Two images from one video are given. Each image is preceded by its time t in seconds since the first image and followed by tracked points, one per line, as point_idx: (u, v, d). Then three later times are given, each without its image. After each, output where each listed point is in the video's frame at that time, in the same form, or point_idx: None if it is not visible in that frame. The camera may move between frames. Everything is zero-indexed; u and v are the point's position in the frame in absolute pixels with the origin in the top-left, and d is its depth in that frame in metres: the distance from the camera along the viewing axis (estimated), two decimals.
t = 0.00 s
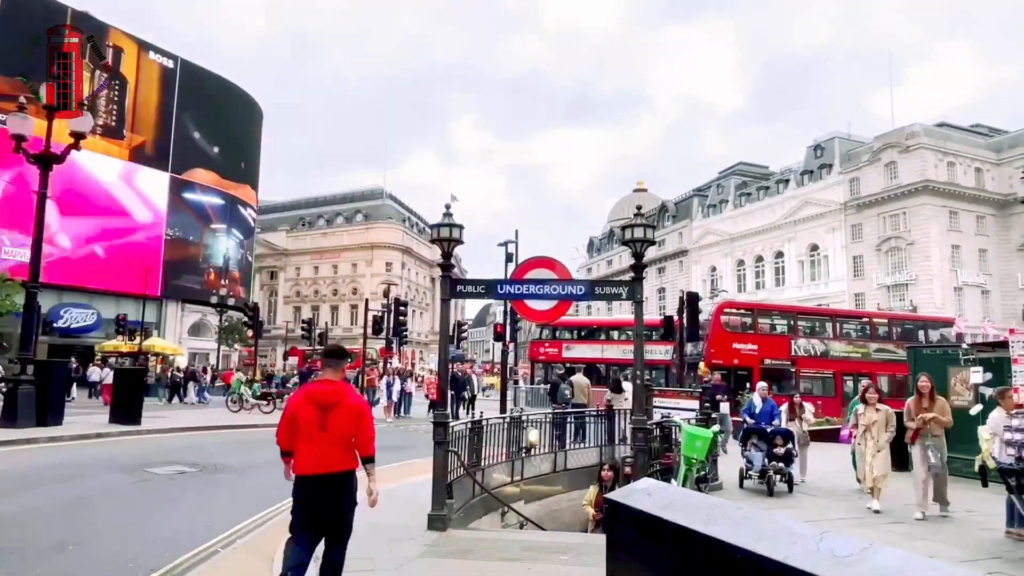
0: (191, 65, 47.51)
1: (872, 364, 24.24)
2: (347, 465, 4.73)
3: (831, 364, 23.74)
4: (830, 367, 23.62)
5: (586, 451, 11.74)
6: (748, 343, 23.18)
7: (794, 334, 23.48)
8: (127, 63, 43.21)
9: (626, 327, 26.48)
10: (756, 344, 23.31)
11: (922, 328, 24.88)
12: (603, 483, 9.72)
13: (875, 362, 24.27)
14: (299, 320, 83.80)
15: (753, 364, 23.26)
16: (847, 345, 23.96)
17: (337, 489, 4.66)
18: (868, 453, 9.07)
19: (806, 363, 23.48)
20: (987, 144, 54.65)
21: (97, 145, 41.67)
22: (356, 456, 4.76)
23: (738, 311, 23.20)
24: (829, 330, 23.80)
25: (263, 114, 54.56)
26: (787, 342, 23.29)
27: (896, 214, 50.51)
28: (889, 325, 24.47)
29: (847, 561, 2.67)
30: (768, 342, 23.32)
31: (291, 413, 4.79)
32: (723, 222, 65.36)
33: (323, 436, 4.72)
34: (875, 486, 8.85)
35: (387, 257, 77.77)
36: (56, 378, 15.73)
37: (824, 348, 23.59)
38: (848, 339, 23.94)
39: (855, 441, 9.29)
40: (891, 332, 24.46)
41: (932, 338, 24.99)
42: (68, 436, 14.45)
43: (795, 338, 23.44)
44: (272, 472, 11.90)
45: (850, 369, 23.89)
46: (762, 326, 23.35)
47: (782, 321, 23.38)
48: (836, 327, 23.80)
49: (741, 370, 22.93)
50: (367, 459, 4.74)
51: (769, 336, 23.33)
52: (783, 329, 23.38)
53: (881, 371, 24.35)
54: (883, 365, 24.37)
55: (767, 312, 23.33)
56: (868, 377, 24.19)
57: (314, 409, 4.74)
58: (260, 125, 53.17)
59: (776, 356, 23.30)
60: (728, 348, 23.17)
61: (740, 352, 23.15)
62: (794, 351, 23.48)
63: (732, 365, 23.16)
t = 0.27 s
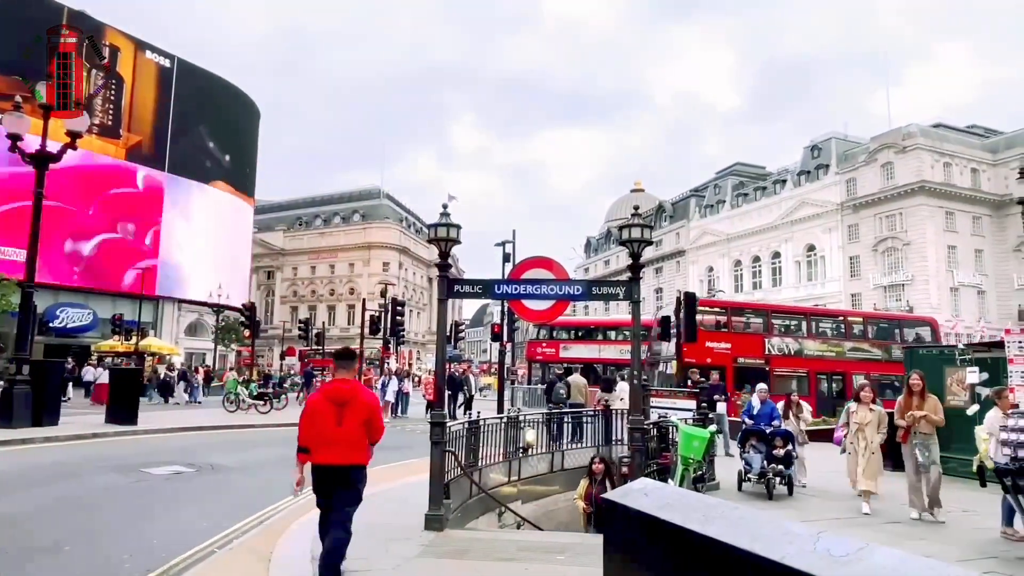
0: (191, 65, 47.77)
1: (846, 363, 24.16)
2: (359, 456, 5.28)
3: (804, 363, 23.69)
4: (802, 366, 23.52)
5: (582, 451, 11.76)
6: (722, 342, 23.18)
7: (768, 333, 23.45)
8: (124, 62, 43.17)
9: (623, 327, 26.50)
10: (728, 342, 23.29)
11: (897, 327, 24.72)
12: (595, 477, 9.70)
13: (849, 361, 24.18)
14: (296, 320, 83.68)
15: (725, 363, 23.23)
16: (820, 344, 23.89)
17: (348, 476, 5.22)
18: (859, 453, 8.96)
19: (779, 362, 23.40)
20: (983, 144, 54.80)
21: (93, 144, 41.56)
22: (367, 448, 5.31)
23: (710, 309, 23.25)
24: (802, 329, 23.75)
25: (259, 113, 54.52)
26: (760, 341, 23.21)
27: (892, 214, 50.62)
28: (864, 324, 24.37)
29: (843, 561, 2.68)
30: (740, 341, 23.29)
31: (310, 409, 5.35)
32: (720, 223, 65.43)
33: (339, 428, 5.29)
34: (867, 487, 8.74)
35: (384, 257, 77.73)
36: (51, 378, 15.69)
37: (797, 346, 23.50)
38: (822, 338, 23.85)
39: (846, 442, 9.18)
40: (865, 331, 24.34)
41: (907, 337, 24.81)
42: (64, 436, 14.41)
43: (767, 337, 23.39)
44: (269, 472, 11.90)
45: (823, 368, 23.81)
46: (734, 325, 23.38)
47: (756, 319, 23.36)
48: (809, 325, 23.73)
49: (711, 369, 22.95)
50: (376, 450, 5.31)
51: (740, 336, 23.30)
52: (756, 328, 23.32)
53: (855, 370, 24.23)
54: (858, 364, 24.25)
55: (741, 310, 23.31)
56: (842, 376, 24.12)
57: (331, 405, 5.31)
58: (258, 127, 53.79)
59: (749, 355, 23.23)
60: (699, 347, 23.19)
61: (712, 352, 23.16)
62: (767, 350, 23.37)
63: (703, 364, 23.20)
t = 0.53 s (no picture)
0: (190, 66, 47.94)
1: (821, 362, 24.01)
2: (367, 447, 5.74)
3: (780, 362, 23.49)
4: (777, 365, 23.32)
5: (578, 451, 11.81)
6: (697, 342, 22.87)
7: (744, 331, 23.21)
8: (120, 61, 43.13)
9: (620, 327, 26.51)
10: (701, 342, 23.08)
11: (871, 326, 24.82)
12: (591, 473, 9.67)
13: (824, 360, 24.06)
14: (293, 320, 83.58)
15: (699, 362, 23.03)
16: (796, 343, 23.69)
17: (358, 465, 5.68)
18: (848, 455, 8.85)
19: (755, 361, 23.12)
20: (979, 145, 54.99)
21: (89, 144, 41.43)
22: (373, 440, 5.76)
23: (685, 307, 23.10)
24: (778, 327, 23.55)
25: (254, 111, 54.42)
26: (734, 340, 22.99)
27: (889, 215, 50.77)
28: (839, 323, 24.28)
29: (839, 561, 2.68)
30: (715, 341, 23.07)
31: (320, 406, 5.82)
32: (716, 223, 65.52)
33: (348, 422, 5.76)
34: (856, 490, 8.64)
35: (382, 257, 77.67)
36: (46, 379, 15.65)
37: (771, 345, 23.32)
38: (796, 336, 23.69)
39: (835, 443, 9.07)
40: (840, 330, 24.29)
41: (880, 336, 24.97)
42: (59, 437, 14.37)
43: (744, 335, 23.16)
44: (266, 472, 11.89)
45: (798, 368, 23.66)
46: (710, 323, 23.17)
47: (732, 318, 23.15)
48: (784, 323, 23.55)
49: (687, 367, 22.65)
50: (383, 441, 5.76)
51: (716, 334, 23.10)
52: (730, 326, 23.16)
53: (829, 370, 24.14)
54: (832, 364, 24.20)
55: (716, 309, 23.17)
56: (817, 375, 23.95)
57: (339, 400, 5.79)
58: (257, 129, 54.07)
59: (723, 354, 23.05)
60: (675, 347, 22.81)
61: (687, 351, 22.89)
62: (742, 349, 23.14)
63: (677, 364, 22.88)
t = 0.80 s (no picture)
0: (172, 63, 47.63)
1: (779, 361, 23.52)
2: (363, 442, 6.32)
3: (735, 361, 23.26)
4: (735, 364, 23.17)
5: (563, 451, 11.82)
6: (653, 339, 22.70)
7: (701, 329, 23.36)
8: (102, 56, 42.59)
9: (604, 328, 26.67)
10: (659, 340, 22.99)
11: (832, 325, 23.94)
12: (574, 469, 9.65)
13: (784, 360, 23.52)
14: (277, 320, 82.98)
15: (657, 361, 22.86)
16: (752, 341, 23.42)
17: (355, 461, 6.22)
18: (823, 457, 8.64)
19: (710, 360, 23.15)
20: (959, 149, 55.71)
21: (70, 141, 40.85)
22: (369, 438, 6.32)
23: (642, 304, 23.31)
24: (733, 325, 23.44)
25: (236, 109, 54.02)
26: (695, 339, 23.14)
27: (870, 217, 50.85)
28: (798, 321, 23.67)
29: (822, 559, 2.71)
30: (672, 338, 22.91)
31: (320, 405, 6.34)
32: (701, 224, 65.92)
33: (345, 420, 6.30)
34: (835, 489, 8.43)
35: (367, 257, 77.25)
36: (25, 379, 15.41)
37: (731, 344, 23.22)
38: (756, 335, 23.41)
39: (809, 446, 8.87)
40: (799, 328, 23.72)
41: (843, 335, 23.96)
42: (39, 438, 14.16)
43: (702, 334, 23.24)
44: (249, 473, 11.80)
45: (758, 366, 23.31)
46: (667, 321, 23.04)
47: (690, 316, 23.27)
48: (740, 321, 23.38)
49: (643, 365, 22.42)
50: (377, 439, 6.32)
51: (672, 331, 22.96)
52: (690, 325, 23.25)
53: (789, 370, 23.54)
54: (792, 364, 23.58)
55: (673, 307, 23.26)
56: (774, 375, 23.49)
57: (337, 400, 6.33)
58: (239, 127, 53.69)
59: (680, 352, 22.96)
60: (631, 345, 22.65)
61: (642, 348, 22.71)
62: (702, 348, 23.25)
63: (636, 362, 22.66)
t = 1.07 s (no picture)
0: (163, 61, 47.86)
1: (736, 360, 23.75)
2: (351, 434, 6.78)
3: (692, 359, 23.33)
4: (691, 363, 23.26)
5: (542, 451, 11.83)
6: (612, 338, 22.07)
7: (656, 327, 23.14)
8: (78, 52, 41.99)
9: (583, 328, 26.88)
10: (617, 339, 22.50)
11: (787, 324, 24.42)
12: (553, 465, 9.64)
13: (740, 358, 23.78)
14: (254, 320, 82.07)
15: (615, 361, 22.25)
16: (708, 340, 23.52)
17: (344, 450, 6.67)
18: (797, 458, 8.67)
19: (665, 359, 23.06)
20: (932, 153, 56.77)
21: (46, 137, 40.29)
22: (357, 429, 6.77)
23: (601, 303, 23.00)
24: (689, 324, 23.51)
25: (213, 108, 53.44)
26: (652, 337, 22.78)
27: (846, 219, 52.08)
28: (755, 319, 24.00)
29: (798, 558, 2.74)
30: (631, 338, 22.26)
31: (311, 399, 6.80)
32: (680, 225, 66.44)
33: (335, 412, 6.80)
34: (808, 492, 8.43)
35: (347, 256, 76.69)
36: None
37: (686, 343, 23.26)
38: (712, 334, 23.58)
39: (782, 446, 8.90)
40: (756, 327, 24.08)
41: (796, 333, 24.51)
42: (8, 440, 13.85)
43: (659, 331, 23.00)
44: (227, 475, 11.67)
45: (714, 365, 23.49)
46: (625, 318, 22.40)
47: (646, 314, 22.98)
48: (696, 320, 23.51)
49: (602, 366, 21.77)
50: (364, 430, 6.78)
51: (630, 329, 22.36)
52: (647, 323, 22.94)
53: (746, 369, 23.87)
54: (747, 362, 23.86)
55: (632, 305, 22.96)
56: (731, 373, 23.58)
57: (329, 394, 6.81)
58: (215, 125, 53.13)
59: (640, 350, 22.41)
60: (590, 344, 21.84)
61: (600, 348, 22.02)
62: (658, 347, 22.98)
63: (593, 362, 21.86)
